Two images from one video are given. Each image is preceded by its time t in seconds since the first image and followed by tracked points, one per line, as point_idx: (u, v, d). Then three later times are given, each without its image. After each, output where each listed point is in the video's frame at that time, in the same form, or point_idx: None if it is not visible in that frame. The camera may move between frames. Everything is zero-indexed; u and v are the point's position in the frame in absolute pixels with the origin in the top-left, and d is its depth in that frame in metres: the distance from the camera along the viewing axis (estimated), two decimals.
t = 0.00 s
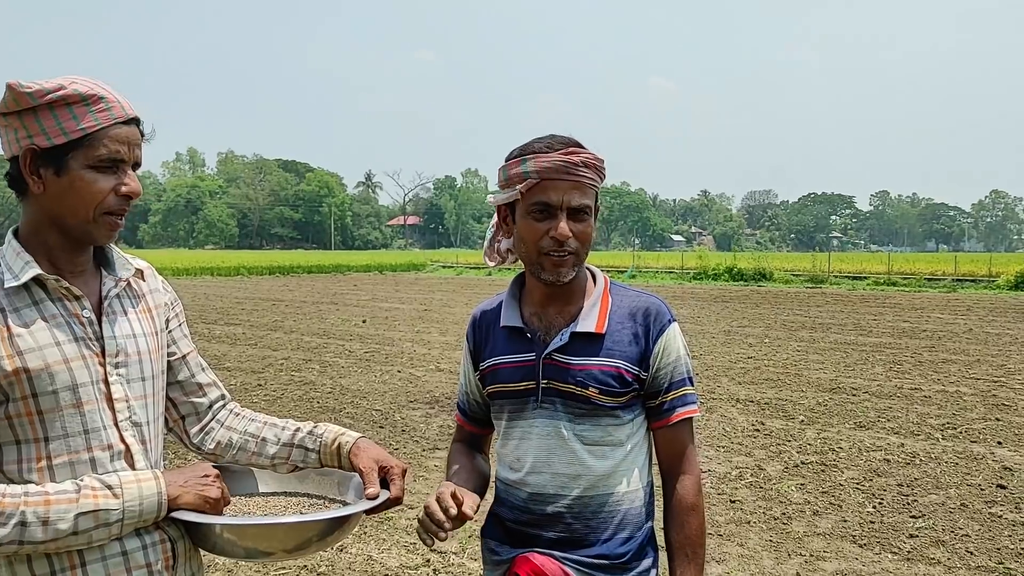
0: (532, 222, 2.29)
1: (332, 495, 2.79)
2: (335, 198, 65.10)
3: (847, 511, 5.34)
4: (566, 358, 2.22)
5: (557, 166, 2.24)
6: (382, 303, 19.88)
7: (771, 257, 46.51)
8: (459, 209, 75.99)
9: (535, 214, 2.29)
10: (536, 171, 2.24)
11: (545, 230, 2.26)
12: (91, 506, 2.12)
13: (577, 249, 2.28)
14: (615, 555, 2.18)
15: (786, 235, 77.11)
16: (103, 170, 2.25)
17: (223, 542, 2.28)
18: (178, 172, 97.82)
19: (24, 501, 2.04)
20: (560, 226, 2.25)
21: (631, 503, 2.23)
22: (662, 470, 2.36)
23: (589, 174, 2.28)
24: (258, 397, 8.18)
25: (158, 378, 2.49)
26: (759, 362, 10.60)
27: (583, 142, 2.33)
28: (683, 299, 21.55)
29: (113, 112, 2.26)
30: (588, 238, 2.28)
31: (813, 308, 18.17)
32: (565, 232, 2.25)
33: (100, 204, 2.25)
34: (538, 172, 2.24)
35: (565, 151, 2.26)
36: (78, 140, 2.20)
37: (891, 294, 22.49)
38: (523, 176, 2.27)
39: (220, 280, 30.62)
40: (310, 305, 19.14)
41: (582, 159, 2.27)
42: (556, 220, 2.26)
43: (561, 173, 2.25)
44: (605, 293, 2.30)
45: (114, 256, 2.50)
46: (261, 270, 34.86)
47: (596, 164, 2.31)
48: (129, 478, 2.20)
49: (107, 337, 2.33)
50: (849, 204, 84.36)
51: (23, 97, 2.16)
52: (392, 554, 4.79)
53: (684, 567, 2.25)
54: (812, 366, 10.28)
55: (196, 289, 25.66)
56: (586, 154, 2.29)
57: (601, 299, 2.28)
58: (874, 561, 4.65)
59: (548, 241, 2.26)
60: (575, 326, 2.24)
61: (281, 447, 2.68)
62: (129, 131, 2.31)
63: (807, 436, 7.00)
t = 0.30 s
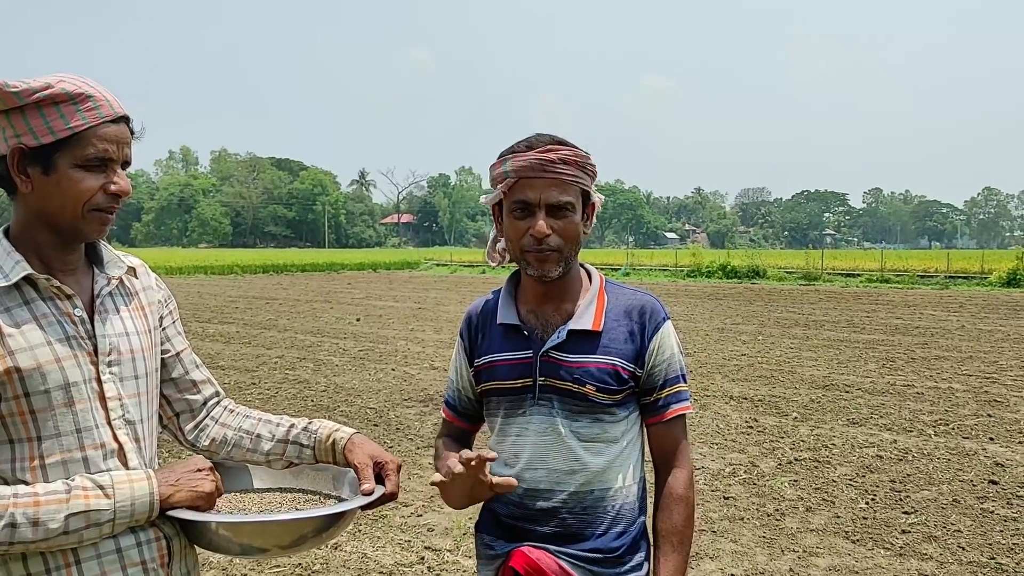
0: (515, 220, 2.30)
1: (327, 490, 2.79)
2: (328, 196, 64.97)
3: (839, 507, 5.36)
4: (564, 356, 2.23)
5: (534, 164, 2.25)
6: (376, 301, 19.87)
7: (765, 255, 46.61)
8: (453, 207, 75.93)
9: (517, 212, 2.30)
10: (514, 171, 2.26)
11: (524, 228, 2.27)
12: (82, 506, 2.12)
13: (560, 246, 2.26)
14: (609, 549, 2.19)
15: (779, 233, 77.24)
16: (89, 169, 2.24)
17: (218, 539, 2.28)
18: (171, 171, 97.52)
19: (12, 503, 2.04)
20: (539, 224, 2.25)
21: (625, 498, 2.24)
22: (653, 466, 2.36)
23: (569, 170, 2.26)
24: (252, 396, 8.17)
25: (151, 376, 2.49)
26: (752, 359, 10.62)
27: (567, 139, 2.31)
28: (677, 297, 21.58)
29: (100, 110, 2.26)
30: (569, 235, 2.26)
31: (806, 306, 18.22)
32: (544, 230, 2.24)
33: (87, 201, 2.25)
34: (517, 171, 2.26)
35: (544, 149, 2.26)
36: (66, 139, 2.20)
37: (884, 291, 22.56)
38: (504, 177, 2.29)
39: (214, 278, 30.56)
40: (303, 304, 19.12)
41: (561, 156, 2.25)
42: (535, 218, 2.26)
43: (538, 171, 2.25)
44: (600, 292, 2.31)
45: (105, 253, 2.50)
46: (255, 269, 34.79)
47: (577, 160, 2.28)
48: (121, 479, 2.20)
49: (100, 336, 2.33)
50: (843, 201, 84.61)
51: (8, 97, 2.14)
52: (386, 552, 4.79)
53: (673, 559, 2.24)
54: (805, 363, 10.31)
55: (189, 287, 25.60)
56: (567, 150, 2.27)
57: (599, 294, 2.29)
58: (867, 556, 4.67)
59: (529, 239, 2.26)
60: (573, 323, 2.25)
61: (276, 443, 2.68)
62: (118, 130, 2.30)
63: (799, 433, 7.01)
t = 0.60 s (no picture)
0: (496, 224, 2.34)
1: (324, 487, 2.79)
2: (324, 195, 64.89)
3: (835, 504, 5.38)
4: (558, 354, 2.23)
5: (503, 168, 2.26)
6: (373, 299, 19.86)
7: (761, 252, 46.69)
8: (449, 205, 75.91)
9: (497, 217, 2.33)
10: (487, 176, 2.30)
11: (501, 231, 2.29)
12: (77, 504, 2.11)
13: (536, 247, 2.26)
14: (601, 546, 2.19)
15: (775, 230, 77.34)
16: (80, 167, 2.24)
17: (214, 537, 2.29)
18: (166, 169, 97.31)
19: (6, 502, 2.03)
20: (510, 227, 2.26)
21: (618, 496, 2.24)
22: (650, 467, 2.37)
23: (541, 171, 2.24)
24: (248, 394, 8.16)
25: (147, 373, 2.48)
26: (748, 357, 10.64)
27: (543, 138, 2.29)
28: (673, 294, 21.58)
29: (94, 107, 2.25)
30: (543, 236, 2.25)
31: (802, 303, 18.25)
32: (518, 232, 2.25)
33: (78, 197, 2.24)
34: (489, 176, 2.30)
35: (514, 152, 2.27)
36: (58, 135, 2.19)
37: (879, 289, 22.60)
38: (482, 182, 2.34)
39: (210, 277, 30.51)
40: (299, 302, 19.11)
41: (529, 158, 2.24)
42: (509, 220, 2.27)
43: (509, 174, 2.26)
44: (595, 291, 2.30)
45: (100, 250, 2.50)
46: (250, 267, 34.75)
47: (550, 158, 2.26)
48: (116, 476, 2.19)
49: (95, 333, 2.32)
50: (838, 198, 84.73)
51: (1, 94, 2.13)
52: (382, 549, 4.79)
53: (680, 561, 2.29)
54: (801, 360, 10.33)
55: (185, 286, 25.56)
56: (536, 151, 2.25)
57: (594, 290, 2.29)
58: (862, 553, 4.69)
59: (505, 243, 2.29)
60: (567, 322, 2.25)
61: (273, 440, 2.67)
62: (111, 127, 2.29)
63: (795, 430, 7.03)
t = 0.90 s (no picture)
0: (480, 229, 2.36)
1: (322, 486, 2.79)
2: (321, 193, 64.79)
3: (832, 502, 5.39)
4: (551, 353, 2.22)
5: (476, 172, 2.28)
6: (370, 298, 19.83)
7: (758, 249, 46.77)
8: (447, 204, 75.84)
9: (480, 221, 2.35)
10: (465, 181, 2.33)
11: (482, 234, 2.30)
12: (77, 500, 2.11)
13: (514, 248, 2.25)
14: (593, 546, 2.19)
15: (772, 229, 77.34)
16: (78, 167, 2.23)
17: (211, 535, 2.29)
18: (163, 168, 97.13)
19: (7, 497, 2.03)
20: (487, 230, 2.27)
21: (611, 496, 2.23)
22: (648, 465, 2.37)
23: (512, 171, 2.23)
24: (245, 393, 8.15)
25: (145, 372, 2.48)
26: (745, 355, 10.65)
27: (516, 138, 2.27)
28: (671, 293, 21.60)
29: (93, 106, 2.24)
30: (519, 236, 2.23)
31: (799, 302, 18.27)
32: (494, 234, 2.25)
33: (77, 197, 2.24)
34: (467, 181, 2.32)
35: (486, 154, 2.27)
36: (58, 135, 2.19)
37: (877, 287, 22.63)
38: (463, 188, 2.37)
39: (208, 275, 30.49)
40: (297, 301, 19.09)
41: (499, 159, 2.24)
42: (487, 223, 2.28)
43: (481, 177, 2.27)
44: (590, 288, 2.29)
45: (98, 249, 2.50)
46: (248, 266, 34.71)
47: (520, 158, 2.24)
48: (115, 473, 2.19)
49: (93, 331, 2.32)
50: (836, 197, 84.81)
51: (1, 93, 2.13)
52: (381, 548, 4.79)
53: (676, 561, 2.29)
54: (798, 358, 10.34)
55: (182, 284, 25.50)
56: (506, 152, 2.24)
57: (588, 286, 2.28)
58: (859, 550, 4.70)
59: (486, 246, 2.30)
60: (559, 321, 2.24)
61: (270, 439, 2.67)
62: (110, 127, 2.29)
63: (793, 428, 7.03)
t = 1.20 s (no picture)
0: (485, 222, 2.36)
1: (322, 484, 2.79)
2: (320, 193, 64.74)
3: (832, 500, 5.39)
4: (547, 350, 2.23)
5: (485, 165, 2.28)
6: (370, 297, 19.81)
7: (758, 248, 46.84)
8: (446, 204, 75.77)
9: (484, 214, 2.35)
10: (473, 173, 2.33)
11: (487, 227, 2.31)
12: (80, 497, 2.11)
13: (518, 243, 2.25)
14: (587, 547, 2.19)
15: (771, 228, 77.32)
16: (82, 165, 2.24)
17: (211, 533, 2.30)
18: (161, 167, 97.04)
19: (11, 494, 2.03)
20: (492, 223, 2.28)
21: (607, 497, 2.22)
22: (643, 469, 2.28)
23: (521, 166, 2.23)
24: (245, 392, 8.15)
25: (146, 370, 2.49)
26: (745, 354, 10.65)
27: (528, 133, 2.27)
28: (670, 292, 21.59)
29: (95, 106, 2.25)
30: (523, 231, 2.24)
31: (798, 301, 18.28)
32: (498, 228, 2.25)
33: (78, 195, 2.24)
34: (475, 174, 2.33)
35: (496, 148, 2.27)
36: (60, 133, 2.19)
37: (876, 286, 22.62)
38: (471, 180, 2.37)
39: (207, 275, 30.46)
40: (296, 300, 19.07)
41: (508, 154, 2.24)
42: (492, 217, 2.29)
43: (490, 170, 2.27)
44: (590, 286, 2.28)
45: (99, 247, 2.50)
46: (247, 266, 34.68)
47: (531, 153, 2.23)
48: (118, 470, 2.19)
49: (94, 330, 2.32)
50: (835, 196, 84.83)
51: (4, 90, 2.13)
52: (380, 547, 4.79)
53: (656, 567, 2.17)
54: (797, 357, 10.35)
55: (181, 284, 25.46)
56: (516, 146, 2.24)
57: (588, 284, 2.27)
58: (859, 549, 4.70)
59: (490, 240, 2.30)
60: (555, 318, 2.23)
61: (270, 437, 2.67)
62: (112, 125, 2.29)
63: (792, 427, 7.04)
